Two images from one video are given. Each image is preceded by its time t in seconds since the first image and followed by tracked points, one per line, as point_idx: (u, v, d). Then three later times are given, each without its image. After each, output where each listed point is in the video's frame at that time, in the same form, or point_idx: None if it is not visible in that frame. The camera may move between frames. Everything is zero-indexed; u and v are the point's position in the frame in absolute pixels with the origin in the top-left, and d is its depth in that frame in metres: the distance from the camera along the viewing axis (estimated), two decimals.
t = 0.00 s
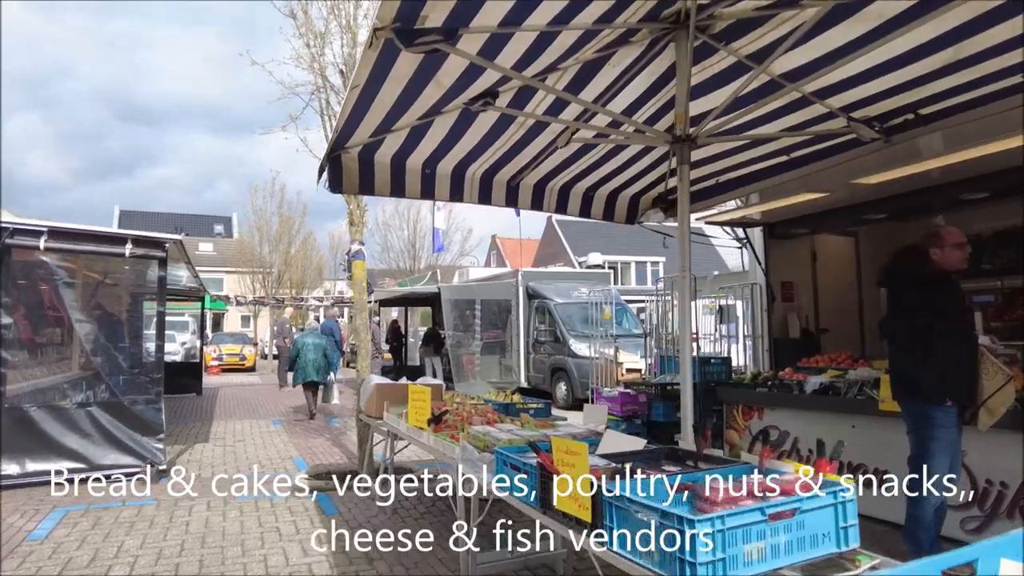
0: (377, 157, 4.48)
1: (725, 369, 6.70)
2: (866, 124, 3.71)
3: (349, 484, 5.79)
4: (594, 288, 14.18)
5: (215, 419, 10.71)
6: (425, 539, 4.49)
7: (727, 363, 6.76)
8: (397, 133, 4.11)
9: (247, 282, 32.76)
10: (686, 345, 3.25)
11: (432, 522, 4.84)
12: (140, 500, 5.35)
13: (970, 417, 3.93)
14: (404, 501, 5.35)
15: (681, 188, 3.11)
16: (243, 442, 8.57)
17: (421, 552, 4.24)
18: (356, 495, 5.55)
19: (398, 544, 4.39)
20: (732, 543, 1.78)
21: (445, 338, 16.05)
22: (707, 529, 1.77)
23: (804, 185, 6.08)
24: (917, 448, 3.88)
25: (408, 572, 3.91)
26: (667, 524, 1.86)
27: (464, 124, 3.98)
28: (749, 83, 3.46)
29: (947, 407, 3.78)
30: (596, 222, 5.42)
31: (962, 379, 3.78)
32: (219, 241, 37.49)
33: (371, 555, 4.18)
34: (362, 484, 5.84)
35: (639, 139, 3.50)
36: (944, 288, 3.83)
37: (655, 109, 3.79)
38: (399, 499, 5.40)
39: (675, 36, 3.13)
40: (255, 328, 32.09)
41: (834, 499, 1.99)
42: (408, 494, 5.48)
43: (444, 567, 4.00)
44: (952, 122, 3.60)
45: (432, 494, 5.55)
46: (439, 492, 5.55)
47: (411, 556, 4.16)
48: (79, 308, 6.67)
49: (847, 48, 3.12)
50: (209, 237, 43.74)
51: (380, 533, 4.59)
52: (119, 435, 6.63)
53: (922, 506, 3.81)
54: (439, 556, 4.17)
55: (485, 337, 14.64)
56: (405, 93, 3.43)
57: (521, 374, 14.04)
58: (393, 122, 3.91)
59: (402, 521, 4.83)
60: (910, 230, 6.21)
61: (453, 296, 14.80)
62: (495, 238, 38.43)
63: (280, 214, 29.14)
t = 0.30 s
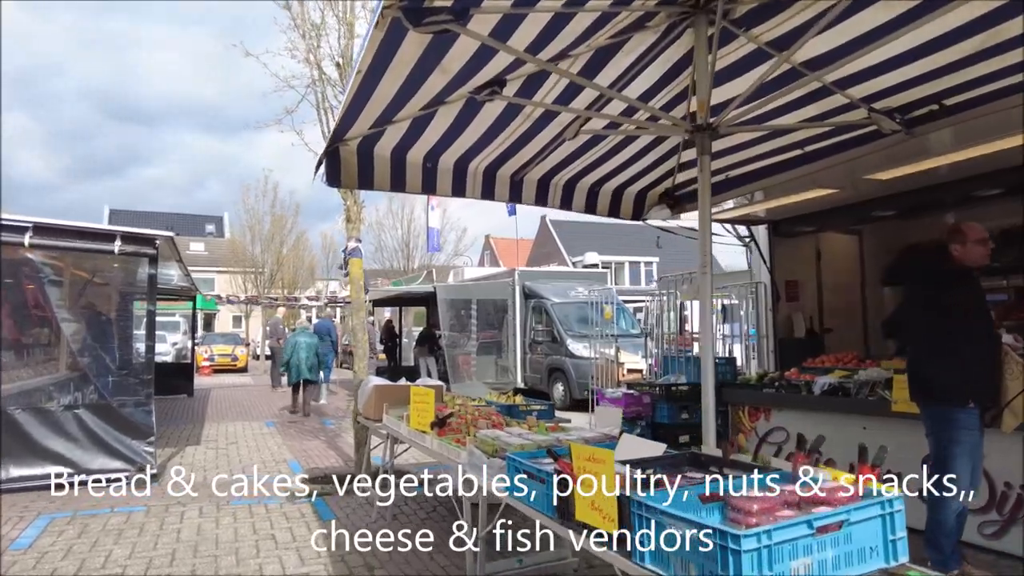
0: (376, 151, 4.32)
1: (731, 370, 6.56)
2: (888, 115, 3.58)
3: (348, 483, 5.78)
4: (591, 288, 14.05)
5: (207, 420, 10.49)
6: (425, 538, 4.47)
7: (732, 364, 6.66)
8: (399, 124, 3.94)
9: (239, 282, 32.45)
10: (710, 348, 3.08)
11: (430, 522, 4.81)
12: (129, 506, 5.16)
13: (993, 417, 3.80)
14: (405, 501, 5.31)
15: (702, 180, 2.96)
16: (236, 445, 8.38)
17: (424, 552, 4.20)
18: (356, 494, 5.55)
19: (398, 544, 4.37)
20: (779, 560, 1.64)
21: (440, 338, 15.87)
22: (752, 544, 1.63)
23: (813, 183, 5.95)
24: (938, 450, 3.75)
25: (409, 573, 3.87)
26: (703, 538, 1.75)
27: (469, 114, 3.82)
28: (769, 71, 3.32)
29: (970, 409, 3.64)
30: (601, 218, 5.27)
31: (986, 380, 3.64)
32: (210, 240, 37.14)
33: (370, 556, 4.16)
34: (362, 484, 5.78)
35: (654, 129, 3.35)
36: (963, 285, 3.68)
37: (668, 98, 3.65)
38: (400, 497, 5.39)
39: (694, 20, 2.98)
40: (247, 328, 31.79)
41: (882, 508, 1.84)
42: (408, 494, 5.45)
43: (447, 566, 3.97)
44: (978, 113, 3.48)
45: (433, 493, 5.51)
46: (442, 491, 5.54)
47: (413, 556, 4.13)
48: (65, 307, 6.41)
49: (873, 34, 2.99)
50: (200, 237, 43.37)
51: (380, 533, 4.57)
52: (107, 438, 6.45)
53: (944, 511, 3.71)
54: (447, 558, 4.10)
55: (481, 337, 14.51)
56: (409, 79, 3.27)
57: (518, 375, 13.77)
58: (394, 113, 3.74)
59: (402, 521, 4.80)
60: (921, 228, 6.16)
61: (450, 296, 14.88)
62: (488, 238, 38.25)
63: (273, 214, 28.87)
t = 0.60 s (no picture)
0: (380, 144, 4.16)
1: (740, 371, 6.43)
2: (916, 107, 3.45)
3: (349, 484, 5.64)
4: (590, 287, 13.93)
5: (202, 422, 10.31)
6: (425, 538, 4.48)
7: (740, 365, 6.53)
8: (406, 116, 3.79)
9: (232, 282, 32.20)
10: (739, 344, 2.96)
11: (430, 522, 4.79)
12: (122, 512, 4.98)
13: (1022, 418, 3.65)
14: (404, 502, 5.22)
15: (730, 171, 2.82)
16: (232, 447, 8.21)
17: (422, 552, 4.23)
18: (354, 494, 5.49)
19: (398, 544, 4.37)
20: None
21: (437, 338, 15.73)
22: (818, 563, 1.53)
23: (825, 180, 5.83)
24: (966, 455, 3.59)
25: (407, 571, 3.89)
26: (760, 554, 1.64)
27: (480, 104, 3.67)
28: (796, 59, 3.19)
29: (999, 412, 3.46)
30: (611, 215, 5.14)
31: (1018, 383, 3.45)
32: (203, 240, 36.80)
33: (370, 557, 4.13)
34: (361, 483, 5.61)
35: (676, 119, 3.21)
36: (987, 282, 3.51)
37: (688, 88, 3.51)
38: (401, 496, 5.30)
39: (721, 4, 2.85)
40: (240, 329, 31.56)
41: (947, 520, 1.75)
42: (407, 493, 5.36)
43: (448, 565, 3.99)
44: (1009, 104, 3.35)
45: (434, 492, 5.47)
46: (442, 491, 5.49)
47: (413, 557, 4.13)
48: (56, 307, 6.23)
49: (908, 19, 2.86)
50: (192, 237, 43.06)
51: (380, 533, 4.56)
52: (98, 442, 6.25)
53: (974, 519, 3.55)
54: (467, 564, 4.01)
55: (479, 337, 14.36)
56: (419, 67, 3.12)
57: (517, 375, 13.72)
58: (402, 103, 3.59)
59: (401, 520, 4.79)
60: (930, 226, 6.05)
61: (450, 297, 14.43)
62: (482, 238, 38.10)
63: (266, 213, 28.64)
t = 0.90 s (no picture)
0: (386, 136, 3.99)
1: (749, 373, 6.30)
2: (950, 98, 3.31)
3: (349, 486, 5.50)
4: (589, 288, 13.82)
5: (195, 423, 10.11)
6: (424, 539, 4.44)
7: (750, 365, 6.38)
8: (414, 106, 3.62)
9: (225, 282, 31.92)
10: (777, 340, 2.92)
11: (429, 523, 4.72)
12: (115, 519, 4.80)
13: None
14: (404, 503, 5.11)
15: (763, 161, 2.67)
16: (227, 449, 8.03)
17: (422, 551, 4.19)
18: (354, 494, 5.38)
19: (397, 544, 4.31)
20: None
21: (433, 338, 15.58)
22: None
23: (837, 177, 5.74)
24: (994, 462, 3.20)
25: (406, 572, 3.85)
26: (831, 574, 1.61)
27: (492, 93, 3.51)
28: (827, 47, 3.05)
29: None
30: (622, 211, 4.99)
31: None
32: (195, 240, 36.46)
33: (371, 560, 4.05)
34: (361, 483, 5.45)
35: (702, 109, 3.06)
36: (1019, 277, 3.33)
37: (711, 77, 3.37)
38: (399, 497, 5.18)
39: None
40: (233, 328, 31.28)
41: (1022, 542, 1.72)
42: (407, 494, 5.24)
43: (447, 566, 3.95)
44: None
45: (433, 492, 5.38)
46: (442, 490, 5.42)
47: (412, 557, 4.08)
48: (46, 306, 5.97)
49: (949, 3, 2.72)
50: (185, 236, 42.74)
51: (379, 533, 4.49)
52: (89, 445, 6.09)
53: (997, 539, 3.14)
54: (472, 568, 3.94)
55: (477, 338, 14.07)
56: (432, 53, 2.96)
57: (516, 375, 13.62)
58: (411, 92, 3.42)
59: (400, 520, 4.73)
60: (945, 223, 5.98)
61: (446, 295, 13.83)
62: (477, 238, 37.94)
63: (260, 212, 28.38)
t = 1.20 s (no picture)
0: (386, 125, 3.83)
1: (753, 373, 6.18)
2: (975, 88, 3.19)
3: (349, 484, 5.36)
4: (586, 287, 13.70)
5: (186, 424, 9.91)
6: (425, 538, 4.36)
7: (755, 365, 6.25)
8: (416, 95, 3.47)
9: (216, 280, 31.61)
10: (802, 335, 2.88)
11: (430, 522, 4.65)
12: (101, 524, 4.62)
13: None
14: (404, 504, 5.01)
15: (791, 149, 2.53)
16: (218, 450, 7.85)
17: (422, 553, 4.09)
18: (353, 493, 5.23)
19: (398, 544, 4.25)
20: None
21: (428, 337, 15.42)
22: None
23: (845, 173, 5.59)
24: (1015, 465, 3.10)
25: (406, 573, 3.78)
26: None
27: (498, 81, 3.36)
28: (851, 32, 2.91)
29: None
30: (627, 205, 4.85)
31: None
32: (186, 238, 36.10)
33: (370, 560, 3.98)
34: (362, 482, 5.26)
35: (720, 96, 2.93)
36: None
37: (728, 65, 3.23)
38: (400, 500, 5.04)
39: None
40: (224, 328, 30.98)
41: None
42: (406, 493, 5.12)
43: (449, 568, 3.88)
44: None
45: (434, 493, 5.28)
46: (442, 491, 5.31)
47: (415, 558, 4.01)
48: (32, 302, 5.80)
49: None
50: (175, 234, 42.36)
51: (379, 533, 4.43)
52: (78, 448, 5.93)
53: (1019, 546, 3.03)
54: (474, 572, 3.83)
55: (472, 337, 13.78)
56: (438, 37, 2.81)
57: (510, 375, 13.36)
58: (414, 80, 3.27)
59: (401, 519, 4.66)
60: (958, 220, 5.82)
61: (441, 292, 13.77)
62: (470, 238, 37.78)
63: (252, 210, 28.11)
